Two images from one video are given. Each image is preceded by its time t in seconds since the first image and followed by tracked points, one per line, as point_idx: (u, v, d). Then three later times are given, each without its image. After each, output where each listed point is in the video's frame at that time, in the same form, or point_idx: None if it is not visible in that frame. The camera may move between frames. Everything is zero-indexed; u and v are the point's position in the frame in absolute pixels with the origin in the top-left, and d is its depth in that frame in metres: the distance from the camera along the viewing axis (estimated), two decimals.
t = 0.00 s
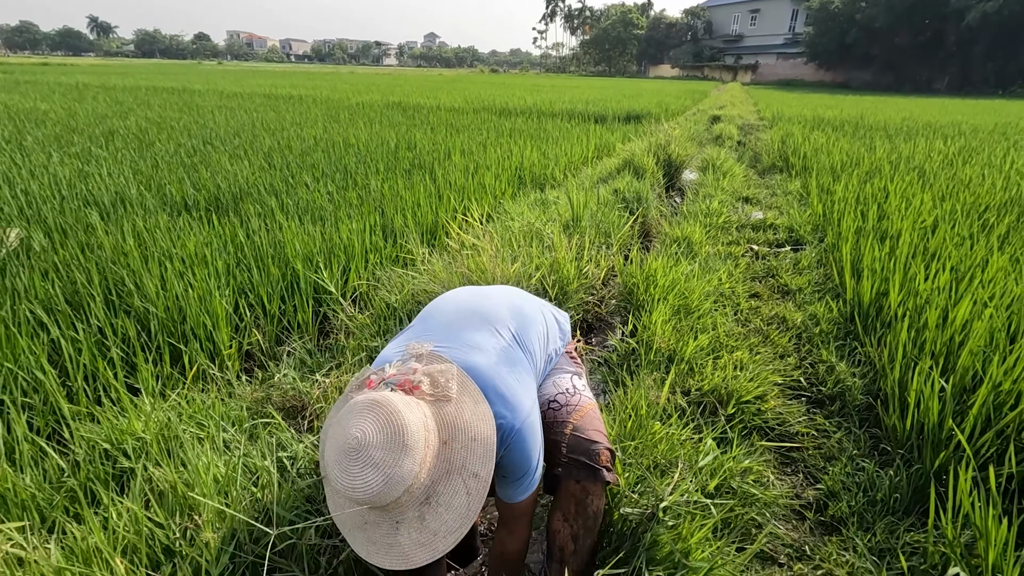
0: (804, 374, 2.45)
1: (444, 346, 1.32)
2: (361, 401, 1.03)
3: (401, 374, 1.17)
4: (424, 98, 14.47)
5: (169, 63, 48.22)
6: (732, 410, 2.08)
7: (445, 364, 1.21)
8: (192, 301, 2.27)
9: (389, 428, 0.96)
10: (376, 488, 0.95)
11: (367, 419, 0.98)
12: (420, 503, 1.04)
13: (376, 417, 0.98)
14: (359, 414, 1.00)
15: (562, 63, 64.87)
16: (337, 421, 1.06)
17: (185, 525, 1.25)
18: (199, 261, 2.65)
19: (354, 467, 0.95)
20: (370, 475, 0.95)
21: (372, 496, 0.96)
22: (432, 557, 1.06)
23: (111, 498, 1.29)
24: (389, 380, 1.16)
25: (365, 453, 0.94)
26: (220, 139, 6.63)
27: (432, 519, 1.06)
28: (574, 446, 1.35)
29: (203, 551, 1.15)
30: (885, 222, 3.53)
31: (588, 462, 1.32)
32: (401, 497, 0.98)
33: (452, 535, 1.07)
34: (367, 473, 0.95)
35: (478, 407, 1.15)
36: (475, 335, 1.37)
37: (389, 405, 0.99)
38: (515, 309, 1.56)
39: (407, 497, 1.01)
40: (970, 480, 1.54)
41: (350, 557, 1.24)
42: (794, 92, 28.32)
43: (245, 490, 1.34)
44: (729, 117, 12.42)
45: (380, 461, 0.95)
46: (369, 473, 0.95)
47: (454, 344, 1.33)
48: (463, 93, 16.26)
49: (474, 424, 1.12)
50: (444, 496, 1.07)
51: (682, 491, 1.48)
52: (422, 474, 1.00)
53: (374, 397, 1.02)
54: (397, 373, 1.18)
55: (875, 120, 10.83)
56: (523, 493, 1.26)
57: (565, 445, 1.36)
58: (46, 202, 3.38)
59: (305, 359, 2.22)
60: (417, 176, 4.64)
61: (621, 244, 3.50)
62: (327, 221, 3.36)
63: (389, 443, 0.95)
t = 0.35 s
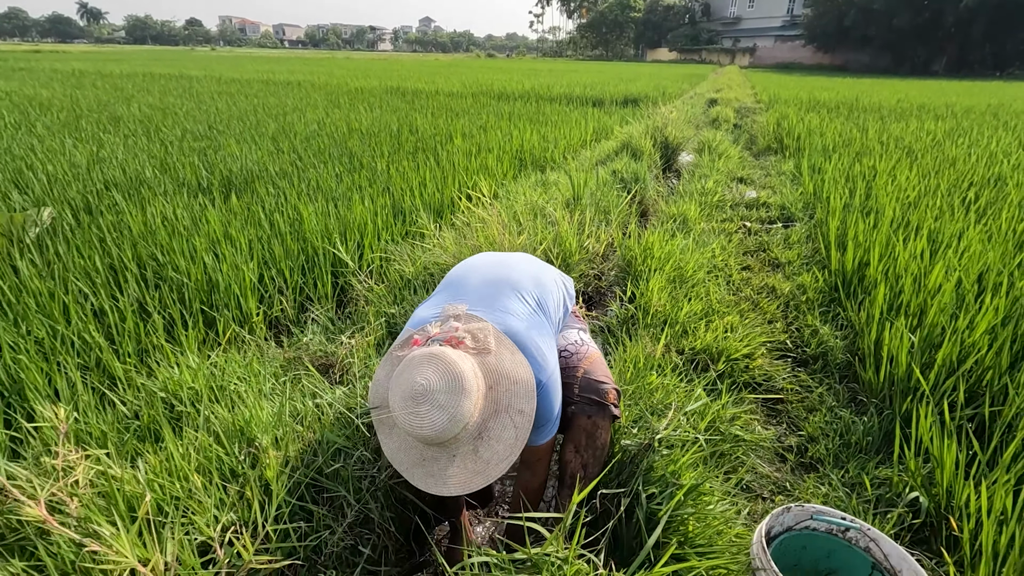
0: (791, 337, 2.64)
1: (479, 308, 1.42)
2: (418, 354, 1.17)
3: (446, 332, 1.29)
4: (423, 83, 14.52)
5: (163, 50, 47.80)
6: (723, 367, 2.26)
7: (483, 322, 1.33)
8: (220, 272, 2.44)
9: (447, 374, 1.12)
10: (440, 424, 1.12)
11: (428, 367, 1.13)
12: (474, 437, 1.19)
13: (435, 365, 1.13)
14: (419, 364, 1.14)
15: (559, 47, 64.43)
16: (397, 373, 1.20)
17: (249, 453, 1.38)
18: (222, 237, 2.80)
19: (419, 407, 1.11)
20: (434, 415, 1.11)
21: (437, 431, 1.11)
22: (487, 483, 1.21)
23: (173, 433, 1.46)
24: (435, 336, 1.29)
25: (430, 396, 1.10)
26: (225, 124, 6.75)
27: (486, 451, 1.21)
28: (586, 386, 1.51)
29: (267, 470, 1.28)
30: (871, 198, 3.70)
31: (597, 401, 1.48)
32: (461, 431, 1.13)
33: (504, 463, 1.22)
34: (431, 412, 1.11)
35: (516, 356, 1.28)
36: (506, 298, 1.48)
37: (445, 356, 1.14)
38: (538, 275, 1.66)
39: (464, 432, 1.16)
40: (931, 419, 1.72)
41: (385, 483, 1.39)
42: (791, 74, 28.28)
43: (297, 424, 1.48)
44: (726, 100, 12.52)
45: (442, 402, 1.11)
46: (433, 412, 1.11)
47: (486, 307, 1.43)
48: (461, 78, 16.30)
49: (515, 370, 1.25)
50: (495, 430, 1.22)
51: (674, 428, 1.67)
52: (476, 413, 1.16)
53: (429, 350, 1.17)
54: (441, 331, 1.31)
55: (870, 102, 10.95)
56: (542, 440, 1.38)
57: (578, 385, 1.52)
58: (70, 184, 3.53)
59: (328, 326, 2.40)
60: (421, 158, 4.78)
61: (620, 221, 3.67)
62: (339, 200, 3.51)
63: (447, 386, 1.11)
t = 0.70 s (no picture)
0: (780, 327, 2.83)
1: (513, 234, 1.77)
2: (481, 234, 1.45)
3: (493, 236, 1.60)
4: (425, 84, 14.68)
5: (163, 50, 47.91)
6: (715, 353, 2.46)
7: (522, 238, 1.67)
8: (250, 268, 2.63)
9: (511, 245, 1.42)
10: (505, 284, 1.39)
11: (494, 237, 1.41)
12: (526, 310, 1.50)
13: (501, 238, 1.42)
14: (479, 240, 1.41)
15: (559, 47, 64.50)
16: (460, 265, 1.44)
17: (298, 423, 1.58)
18: (248, 235, 2.99)
19: (490, 266, 1.36)
20: (515, 261, 1.39)
21: (503, 288, 1.38)
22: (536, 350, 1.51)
23: (227, 407, 1.65)
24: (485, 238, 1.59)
25: (500, 255, 1.37)
26: (236, 126, 6.92)
27: (535, 326, 1.52)
28: (596, 367, 1.75)
29: (317, 434, 1.47)
30: (859, 197, 3.89)
31: (607, 380, 1.72)
32: (521, 291, 1.42)
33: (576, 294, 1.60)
34: (502, 269, 1.37)
35: (550, 264, 1.63)
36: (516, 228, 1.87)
37: (506, 234, 1.44)
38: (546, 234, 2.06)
39: (522, 297, 1.44)
40: (900, 396, 1.92)
41: (416, 452, 1.62)
42: (790, 74, 28.44)
43: (336, 399, 1.68)
44: (724, 101, 12.70)
45: (510, 261, 1.38)
46: (502, 271, 1.38)
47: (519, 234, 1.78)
48: (463, 79, 16.46)
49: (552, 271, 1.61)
50: (541, 310, 1.53)
51: (670, 404, 1.87)
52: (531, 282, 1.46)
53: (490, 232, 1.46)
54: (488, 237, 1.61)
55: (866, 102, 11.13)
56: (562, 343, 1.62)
57: (589, 366, 1.75)
58: (98, 186, 3.72)
59: (350, 317, 2.59)
60: (429, 159, 4.97)
61: (621, 219, 3.86)
62: (354, 200, 3.70)
63: (513, 251, 1.40)
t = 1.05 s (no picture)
0: (777, 325, 2.94)
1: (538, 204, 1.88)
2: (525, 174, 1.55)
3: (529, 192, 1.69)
4: (427, 84, 14.77)
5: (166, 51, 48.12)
6: (714, 349, 2.57)
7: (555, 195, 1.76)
8: (268, 270, 2.74)
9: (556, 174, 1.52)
10: (557, 199, 1.45)
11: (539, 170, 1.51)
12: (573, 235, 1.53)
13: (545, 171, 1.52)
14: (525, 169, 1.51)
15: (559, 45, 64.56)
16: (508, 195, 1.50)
17: (323, 415, 1.69)
18: (264, 238, 3.10)
19: (542, 182, 1.44)
20: (559, 180, 1.49)
21: (555, 205, 1.45)
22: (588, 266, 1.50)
23: (256, 401, 1.76)
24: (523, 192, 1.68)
25: (550, 177, 1.46)
26: (243, 128, 7.04)
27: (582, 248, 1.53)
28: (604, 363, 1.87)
29: (342, 425, 1.58)
30: (856, 198, 4.00)
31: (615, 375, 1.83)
32: (570, 212, 1.49)
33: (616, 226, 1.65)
34: (552, 186, 1.45)
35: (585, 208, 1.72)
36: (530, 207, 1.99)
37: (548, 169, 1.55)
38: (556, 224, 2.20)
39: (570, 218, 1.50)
40: (888, 390, 2.02)
41: (433, 443, 1.73)
42: (791, 71, 28.46)
43: (357, 393, 1.79)
44: (725, 100, 12.79)
45: (557, 178, 1.48)
46: (552, 190, 1.45)
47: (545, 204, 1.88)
48: (465, 79, 16.55)
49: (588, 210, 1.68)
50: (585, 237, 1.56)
51: (671, 398, 1.98)
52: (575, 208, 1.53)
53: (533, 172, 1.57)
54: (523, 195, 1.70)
55: (866, 101, 11.20)
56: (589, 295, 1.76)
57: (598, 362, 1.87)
58: (115, 190, 3.83)
59: (364, 317, 2.71)
60: (435, 161, 5.07)
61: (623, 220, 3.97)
62: (364, 202, 3.81)
63: (558, 178, 1.50)
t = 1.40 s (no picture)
0: (776, 326, 2.94)
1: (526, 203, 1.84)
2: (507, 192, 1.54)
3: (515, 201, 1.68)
4: (428, 82, 14.75)
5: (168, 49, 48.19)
6: (713, 351, 2.58)
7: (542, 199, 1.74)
8: (268, 272, 2.75)
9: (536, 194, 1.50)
10: (536, 226, 1.45)
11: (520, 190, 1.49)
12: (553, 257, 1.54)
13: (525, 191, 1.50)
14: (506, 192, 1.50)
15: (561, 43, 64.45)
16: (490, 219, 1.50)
17: (322, 419, 1.70)
18: (264, 240, 3.11)
19: (521, 210, 1.44)
20: (538, 204, 1.48)
21: (535, 232, 1.46)
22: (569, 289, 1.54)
23: (256, 405, 1.77)
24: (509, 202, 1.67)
25: (528, 202, 1.45)
26: (245, 128, 7.05)
27: (563, 270, 1.56)
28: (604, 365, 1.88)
29: (341, 429, 1.59)
30: (856, 198, 3.99)
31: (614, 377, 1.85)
32: (550, 236, 1.50)
33: (599, 240, 1.67)
34: (531, 213, 1.45)
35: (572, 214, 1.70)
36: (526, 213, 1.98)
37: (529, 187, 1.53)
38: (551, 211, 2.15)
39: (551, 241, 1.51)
40: (885, 393, 2.03)
41: (432, 447, 1.74)
42: (793, 68, 28.33)
43: (356, 397, 1.80)
44: (726, 98, 12.74)
45: (536, 203, 1.47)
46: (532, 215, 1.45)
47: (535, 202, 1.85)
48: (466, 77, 16.53)
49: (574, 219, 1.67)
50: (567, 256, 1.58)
51: (669, 401, 1.99)
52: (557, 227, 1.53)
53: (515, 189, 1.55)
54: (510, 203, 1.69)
55: (868, 98, 11.15)
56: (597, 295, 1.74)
57: (597, 364, 1.88)
58: (117, 191, 3.85)
59: (364, 319, 2.72)
60: (435, 162, 5.07)
61: (623, 221, 3.96)
62: (364, 203, 3.82)
63: (538, 200, 1.48)
